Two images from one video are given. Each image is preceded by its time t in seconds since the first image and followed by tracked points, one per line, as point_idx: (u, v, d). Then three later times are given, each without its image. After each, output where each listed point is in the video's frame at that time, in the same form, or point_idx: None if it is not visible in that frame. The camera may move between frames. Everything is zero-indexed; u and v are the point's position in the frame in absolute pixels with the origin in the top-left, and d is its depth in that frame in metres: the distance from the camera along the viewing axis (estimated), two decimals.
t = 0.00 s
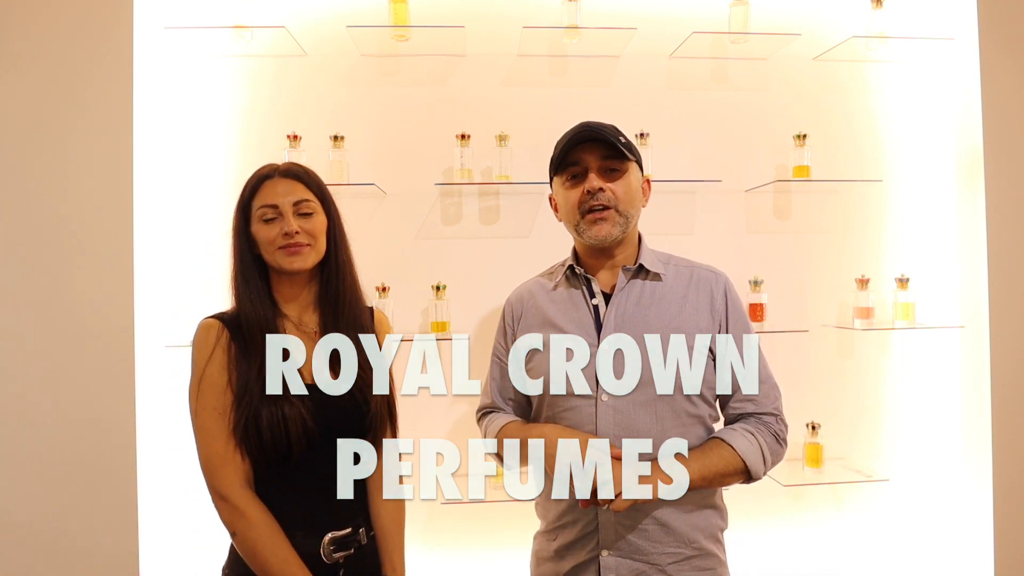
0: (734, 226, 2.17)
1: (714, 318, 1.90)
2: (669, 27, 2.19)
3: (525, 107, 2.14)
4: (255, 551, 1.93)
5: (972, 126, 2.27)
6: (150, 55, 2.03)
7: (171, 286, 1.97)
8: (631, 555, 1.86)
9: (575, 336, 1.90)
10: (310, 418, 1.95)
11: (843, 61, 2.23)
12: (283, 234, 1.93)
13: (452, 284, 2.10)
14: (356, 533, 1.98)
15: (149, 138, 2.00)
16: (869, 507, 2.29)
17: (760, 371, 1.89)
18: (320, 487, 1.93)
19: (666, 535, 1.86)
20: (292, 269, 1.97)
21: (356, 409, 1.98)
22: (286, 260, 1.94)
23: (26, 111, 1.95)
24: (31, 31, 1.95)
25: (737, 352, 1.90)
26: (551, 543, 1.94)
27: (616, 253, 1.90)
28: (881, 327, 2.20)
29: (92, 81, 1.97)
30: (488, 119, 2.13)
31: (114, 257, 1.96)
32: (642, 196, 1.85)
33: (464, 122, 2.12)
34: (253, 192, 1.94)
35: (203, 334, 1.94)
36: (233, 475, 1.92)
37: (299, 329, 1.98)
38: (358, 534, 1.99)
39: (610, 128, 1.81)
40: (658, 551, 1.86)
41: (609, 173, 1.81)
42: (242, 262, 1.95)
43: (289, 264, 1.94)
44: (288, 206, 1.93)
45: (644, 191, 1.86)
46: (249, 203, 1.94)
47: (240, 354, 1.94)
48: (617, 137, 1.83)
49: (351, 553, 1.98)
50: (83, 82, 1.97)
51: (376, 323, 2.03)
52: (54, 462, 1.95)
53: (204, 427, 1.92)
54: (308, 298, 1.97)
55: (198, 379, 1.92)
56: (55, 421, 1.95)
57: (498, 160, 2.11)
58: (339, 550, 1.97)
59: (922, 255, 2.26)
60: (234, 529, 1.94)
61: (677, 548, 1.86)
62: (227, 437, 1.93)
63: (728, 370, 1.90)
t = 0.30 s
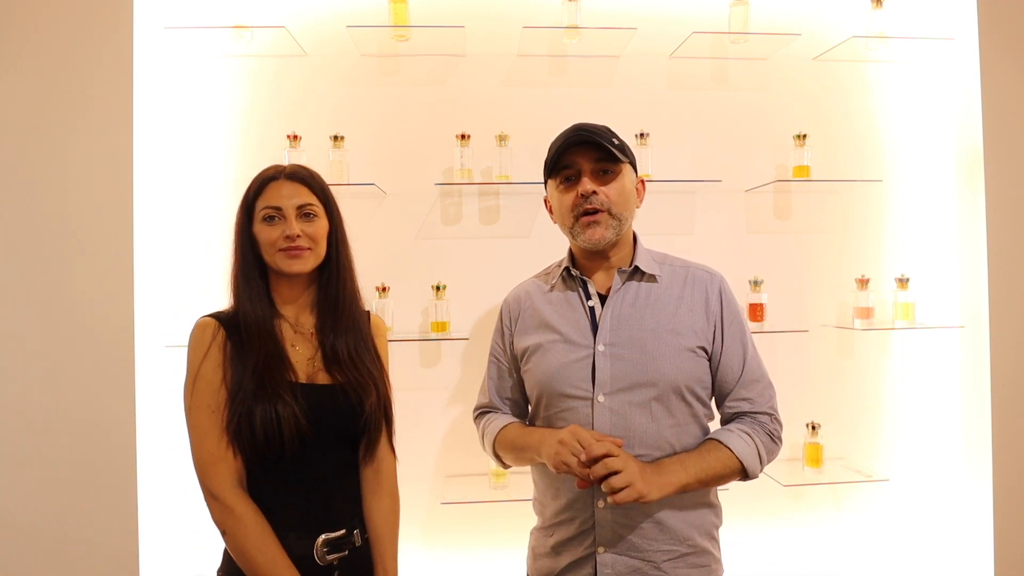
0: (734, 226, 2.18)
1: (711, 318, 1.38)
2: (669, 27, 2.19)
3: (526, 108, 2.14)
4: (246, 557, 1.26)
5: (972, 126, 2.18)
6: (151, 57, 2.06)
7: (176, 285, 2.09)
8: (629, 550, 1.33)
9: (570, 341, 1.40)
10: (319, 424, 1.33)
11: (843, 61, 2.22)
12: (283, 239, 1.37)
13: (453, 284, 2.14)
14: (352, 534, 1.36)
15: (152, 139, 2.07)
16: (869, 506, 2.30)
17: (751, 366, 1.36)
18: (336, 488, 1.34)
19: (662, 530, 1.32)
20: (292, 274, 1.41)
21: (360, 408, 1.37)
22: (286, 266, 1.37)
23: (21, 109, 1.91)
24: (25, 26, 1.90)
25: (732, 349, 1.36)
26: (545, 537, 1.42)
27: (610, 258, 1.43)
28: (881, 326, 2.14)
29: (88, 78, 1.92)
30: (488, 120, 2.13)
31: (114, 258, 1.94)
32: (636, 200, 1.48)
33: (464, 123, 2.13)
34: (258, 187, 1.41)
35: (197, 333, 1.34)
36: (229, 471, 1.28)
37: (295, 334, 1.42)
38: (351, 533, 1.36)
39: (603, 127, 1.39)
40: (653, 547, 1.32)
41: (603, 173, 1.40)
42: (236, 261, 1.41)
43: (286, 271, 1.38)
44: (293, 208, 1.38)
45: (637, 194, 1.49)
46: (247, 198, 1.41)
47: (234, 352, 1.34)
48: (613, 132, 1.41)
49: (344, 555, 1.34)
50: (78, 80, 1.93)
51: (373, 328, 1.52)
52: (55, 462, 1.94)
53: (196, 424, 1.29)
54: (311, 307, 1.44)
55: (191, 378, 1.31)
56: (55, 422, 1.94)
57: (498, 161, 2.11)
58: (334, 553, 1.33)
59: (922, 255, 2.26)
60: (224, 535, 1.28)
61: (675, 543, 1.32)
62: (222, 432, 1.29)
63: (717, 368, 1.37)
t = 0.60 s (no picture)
0: (734, 225, 2.18)
1: (707, 321, 1.37)
2: (669, 27, 2.19)
3: (526, 108, 2.14)
4: (241, 558, 1.26)
5: (972, 126, 2.19)
6: (152, 57, 2.06)
7: (176, 286, 2.09)
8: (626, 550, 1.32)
9: (569, 340, 1.39)
10: (314, 424, 1.33)
11: (843, 61, 2.22)
12: (278, 238, 1.37)
13: (452, 284, 2.13)
14: (347, 534, 1.36)
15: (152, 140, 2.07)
16: (869, 506, 2.30)
17: (746, 368, 1.35)
18: (332, 487, 1.35)
19: (656, 530, 1.32)
20: (286, 275, 1.41)
21: (355, 407, 1.38)
22: (280, 266, 1.37)
23: (22, 109, 1.91)
24: (26, 26, 1.90)
25: (727, 351, 1.35)
26: (542, 535, 1.42)
27: (607, 256, 1.43)
28: (881, 327, 2.14)
29: (89, 77, 1.92)
30: (488, 120, 2.13)
31: (114, 258, 1.93)
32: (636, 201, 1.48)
33: (464, 123, 2.13)
34: (253, 187, 1.40)
35: (189, 335, 1.33)
36: (224, 472, 1.27)
37: (288, 335, 1.42)
38: (347, 535, 1.36)
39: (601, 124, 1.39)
40: (647, 547, 1.31)
41: (604, 171, 1.40)
42: (228, 261, 1.41)
43: (282, 271, 1.38)
44: (289, 208, 1.38)
45: (637, 195, 1.49)
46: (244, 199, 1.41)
47: (225, 353, 1.33)
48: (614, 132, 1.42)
49: (339, 557, 1.34)
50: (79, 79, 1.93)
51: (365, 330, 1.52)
52: (55, 462, 1.94)
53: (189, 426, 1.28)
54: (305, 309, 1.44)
55: (184, 378, 1.31)
56: (55, 422, 1.94)
57: (498, 160, 2.11)
58: (329, 554, 1.33)
59: (922, 255, 2.26)
60: (219, 536, 1.27)
61: (669, 544, 1.31)
62: (215, 432, 1.28)
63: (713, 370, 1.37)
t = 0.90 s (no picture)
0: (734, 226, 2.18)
1: (704, 322, 1.36)
2: (669, 27, 2.19)
3: (526, 108, 2.14)
4: (238, 558, 1.26)
5: (972, 126, 2.18)
6: (151, 56, 2.06)
7: (176, 286, 2.09)
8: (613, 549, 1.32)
9: (563, 338, 1.39)
10: (309, 424, 1.33)
11: (843, 61, 2.22)
12: (272, 236, 1.37)
13: (452, 284, 2.14)
14: (343, 534, 1.37)
15: (152, 140, 2.07)
16: (868, 506, 2.30)
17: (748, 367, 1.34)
18: (329, 488, 1.35)
19: (643, 529, 1.31)
20: (278, 274, 1.41)
21: (350, 407, 1.38)
22: (274, 266, 1.37)
23: (22, 109, 1.91)
24: (26, 26, 1.90)
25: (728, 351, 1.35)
26: (533, 531, 1.42)
27: (607, 258, 1.43)
28: (880, 326, 2.14)
29: (89, 77, 1.92)
30: (488, 120, 2.13)
31: (114, 258, 1.93)
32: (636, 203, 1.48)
33: (464, 123, 2.13)
34: (245, 188, 1.41)
35: (181, 335, 1.33)
36: (220, 473, 1.27)
37: (281, 335, 1.42)
38: (344, 535, 1.37)
39: (606, 130, 1.39)
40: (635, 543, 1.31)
41: (605, 174, 1.40)
42: (220, 260, 1.40)
43: (275, 270, 1.38)
44: (282, 208, 1.39)
45: (637, 197, 1.49)
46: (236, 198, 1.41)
47: (221, 354, 1.33)
48: (616, 134, 1.41)
49: (337, 557, 1.35)
50: (78, 79, 1.92)
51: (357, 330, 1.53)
52: (54, 462, 1.94)
53: (186, 429, 1.27)
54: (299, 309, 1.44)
55: (179, 380, 1.30)
56: (56, 422, 1.94)
57: (498, 160, 2.11)
58: (325, 554, 1.33)
59: (922, 255, 2.26)
60: (216, 537, 1.27)
61: (655, 545, 1.31)
62: (211, 433, 1.28)
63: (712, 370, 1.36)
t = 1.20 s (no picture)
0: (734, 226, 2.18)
1: (697, 324, 1.35)
2: (669, 27, 2.19)
3: (526, 108, 2.14)
4: (235, 559, 1.26)
5: (972, 126, 2.18)
6: (151, 56, 2.06)
7: (176, 286, 2.10)
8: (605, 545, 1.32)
9: (558, 337, 1.39)
10: (303, 424, 1.33)
11: (843, 61, 2.22)
12: (266, 236, 1.37)
13: (452, 284, 2.14)
14: (339, 534, 1.37)
15: (152, 140, 2.07)
16: (869, 506, 2.30)
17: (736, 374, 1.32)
18: (325, 487, 1.35)
19: (634, 525, 1.31)
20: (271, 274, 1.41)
21: (344, 407, 1.39)
22: (268, 265, 1.37)
23: (22, 109, 1.91)
24: (28, 26, 1.90)
25: (717, 355, 1.33)
26: (530, 527, 1.42)
27: (604, 259, 1.42)
28: (880, 326, 2.14)
29: (89, 77, 1.92)
30: (489, 120, 2.13)
31: (114, 258, 1.94)
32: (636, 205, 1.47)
33: (464, 122, 2.13)
34: (238, 187, 1.41)
35: (174, 337, 1.32)
36: (216, 475, 1.27)
37: (274, 335, 1.42)
38: (340, 535, 1.37)
39: (606, 131, 1.39)
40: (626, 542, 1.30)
41: (604, 175, 1.40)
42: (213, 260, 1.40)
43: (269, 270, 1.38)
44: (275, 208, 1.39)
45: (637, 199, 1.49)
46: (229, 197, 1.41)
47: (215, 355, 1.33)
48: (616, 136, 1.41)
49: (333, 557, 1.35)
50: (78, 78, 1.92)
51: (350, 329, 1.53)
52: (54, 462, 1.94)
53: (179, 430, 1.26)
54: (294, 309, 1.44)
55: (172, 381, 1.29)
56: (56, 422, 1.94)
57: (498, 160, 2.11)
58: (321, 554, 1.33)
59: (922, 255, 2.26)
60: (212, 538, 1.26)
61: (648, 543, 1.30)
62: (205, 434, 1.27)
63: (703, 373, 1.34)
